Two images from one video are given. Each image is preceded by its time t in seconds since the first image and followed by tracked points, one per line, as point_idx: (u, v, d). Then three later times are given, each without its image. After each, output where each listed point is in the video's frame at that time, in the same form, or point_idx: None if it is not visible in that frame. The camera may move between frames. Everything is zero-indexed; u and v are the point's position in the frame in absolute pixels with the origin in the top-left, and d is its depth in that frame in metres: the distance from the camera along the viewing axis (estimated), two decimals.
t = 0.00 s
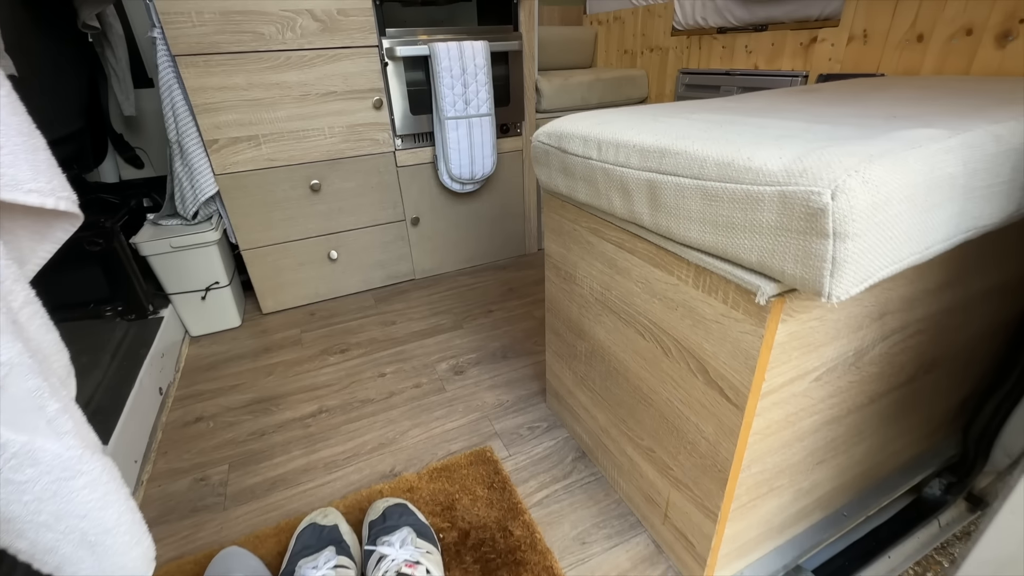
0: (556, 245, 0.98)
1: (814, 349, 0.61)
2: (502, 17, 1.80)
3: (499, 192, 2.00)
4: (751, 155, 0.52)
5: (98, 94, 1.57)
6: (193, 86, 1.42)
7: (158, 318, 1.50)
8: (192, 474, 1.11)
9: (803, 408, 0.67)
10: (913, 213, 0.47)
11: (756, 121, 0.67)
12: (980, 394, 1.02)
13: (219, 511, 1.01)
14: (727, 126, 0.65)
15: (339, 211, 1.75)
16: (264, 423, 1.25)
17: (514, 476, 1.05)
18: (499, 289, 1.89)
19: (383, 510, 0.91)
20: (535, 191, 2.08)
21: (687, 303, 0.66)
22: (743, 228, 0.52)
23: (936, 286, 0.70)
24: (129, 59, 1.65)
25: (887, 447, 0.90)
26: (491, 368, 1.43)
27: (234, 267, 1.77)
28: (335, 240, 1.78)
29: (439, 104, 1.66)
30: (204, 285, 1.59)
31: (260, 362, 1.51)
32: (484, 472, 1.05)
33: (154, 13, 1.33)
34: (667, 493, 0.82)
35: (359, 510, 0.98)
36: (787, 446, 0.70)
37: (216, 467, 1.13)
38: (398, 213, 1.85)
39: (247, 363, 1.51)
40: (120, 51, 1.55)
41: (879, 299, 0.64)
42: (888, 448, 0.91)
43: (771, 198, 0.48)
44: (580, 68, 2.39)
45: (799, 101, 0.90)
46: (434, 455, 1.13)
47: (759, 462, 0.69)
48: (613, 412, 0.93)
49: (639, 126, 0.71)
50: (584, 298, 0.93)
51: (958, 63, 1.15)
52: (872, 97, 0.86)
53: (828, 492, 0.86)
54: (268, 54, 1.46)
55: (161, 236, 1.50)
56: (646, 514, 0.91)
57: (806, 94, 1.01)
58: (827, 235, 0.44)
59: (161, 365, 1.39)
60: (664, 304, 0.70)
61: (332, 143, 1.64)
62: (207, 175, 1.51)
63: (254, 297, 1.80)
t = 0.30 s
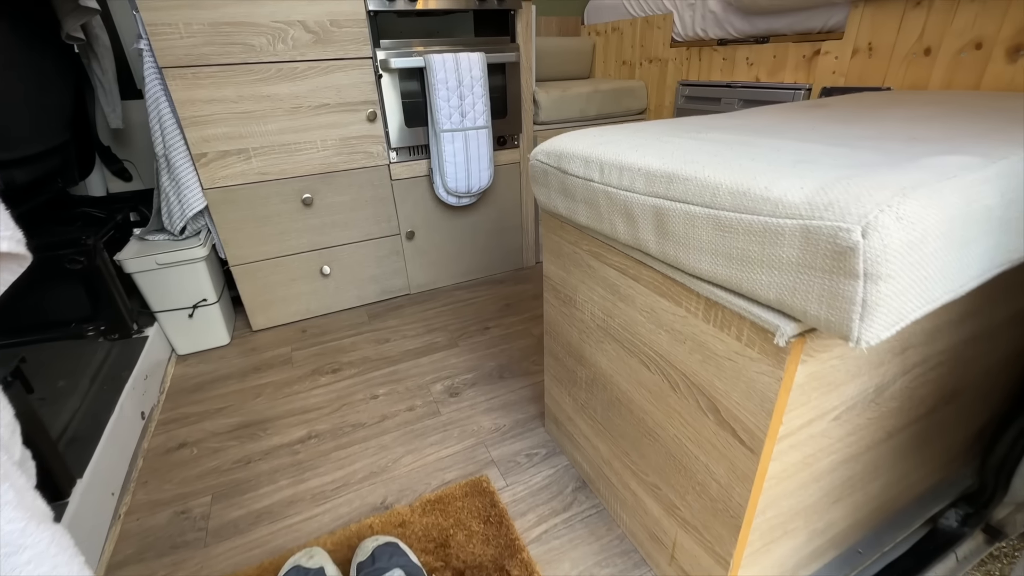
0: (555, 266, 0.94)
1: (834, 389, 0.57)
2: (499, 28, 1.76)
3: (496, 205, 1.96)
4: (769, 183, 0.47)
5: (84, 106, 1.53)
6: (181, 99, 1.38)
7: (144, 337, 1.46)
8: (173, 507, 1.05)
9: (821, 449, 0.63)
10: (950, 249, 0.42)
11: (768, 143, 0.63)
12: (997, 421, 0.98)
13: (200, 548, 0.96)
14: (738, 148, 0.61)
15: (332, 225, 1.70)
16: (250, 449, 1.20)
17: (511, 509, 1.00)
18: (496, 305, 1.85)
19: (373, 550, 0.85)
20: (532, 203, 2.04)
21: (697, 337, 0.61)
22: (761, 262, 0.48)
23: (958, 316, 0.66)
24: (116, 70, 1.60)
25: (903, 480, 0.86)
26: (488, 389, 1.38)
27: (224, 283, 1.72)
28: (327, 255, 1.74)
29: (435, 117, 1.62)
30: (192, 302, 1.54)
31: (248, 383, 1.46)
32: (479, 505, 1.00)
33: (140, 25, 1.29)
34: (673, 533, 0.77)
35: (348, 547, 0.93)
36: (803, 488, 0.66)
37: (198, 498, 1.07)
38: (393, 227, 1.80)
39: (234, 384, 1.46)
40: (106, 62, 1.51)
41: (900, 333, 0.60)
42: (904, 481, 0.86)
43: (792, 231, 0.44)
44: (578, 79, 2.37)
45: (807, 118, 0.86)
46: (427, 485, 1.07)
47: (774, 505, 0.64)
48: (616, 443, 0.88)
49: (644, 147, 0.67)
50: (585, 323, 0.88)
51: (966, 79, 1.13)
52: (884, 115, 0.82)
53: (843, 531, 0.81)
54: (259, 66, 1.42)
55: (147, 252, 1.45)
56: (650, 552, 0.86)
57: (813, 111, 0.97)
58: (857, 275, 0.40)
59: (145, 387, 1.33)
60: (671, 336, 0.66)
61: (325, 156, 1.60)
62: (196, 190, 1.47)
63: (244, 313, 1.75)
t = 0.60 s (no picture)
0: (553, 293, 0.90)
1: (856, 437, 0.53)
2: (495, 43, 1.74)
3: (492, 220, 1.92)
4: (787, 220, 0.44)
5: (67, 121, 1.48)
6: (167, 114, 1.34)
7: (126, 360, 1.40)
8: (150, 545, 0.99)
9: (840, 498, 0.58)
10: (991, 298, 0.38)
11: (780, 170, 0.59)
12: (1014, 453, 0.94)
13: None
14: (749, 176, 0.58)
15: (323, 242, 1.66)
16: (234, 481, 1.14)
17: (507, 547, 0.95)
18: (492, 323, 1.80)
19: None
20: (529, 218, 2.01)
21: (706, 379, 0.57)
22: (780, 307, 0.44)
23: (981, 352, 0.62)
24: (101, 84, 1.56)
25: (920, 520, 0.81)
26: (483, 414, 1.33)
27: (211, 301, 1.67)
28: (318, 272, 1.69)
29: (429, 132, 1.59)
30: (177, 323, 1.48)
31: (234, 407, 1.40)
32: (474, 543, 0.95)
33: (125, 39, 1.26)
34: None
35: None
36: (820, 539, 0.61)
37: (177, 535, 1.01)
38: (386, 243, 1.76)
39: (219, 408, 1.40)
40: (91, 77, 1.47)
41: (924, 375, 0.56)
42: (922, 521, 0.82)
43: (816, 275, 0.40)
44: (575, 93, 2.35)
45: (814, 141, 0.82)
46: (419, 520, 1.02)
47: (790, 559, 0.59)
48: (618, 481, 0.83)
49: (649, 173, 0.63)
50: (585, 354, 0.84)
51: (973, 99, 1.11)
52: (894, 138, 0.79)
53: None
54: (248, 81, 1.39)
55: (131, 271, 1.39)
56: None
57: (819, 131, 0.94)
58: (892, 329, 0.36)
59: (126, 413, 1.27)
60: (678, 375, 0.62)
61: (316, 172, 1.56)
62: (182, 207, 1.42)
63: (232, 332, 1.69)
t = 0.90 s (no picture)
0: (548, 325, 0.87)
1: (872, 497, 0.49)
2: (489, 61, 1.73)
3: (487, 239, 1.89)
4: (800, 274, 0.41)
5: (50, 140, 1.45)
6: (152, 134, 1.31)
7: (106, 386, 1.33)
8: None
9: (854, 557, 0.55)
10: None
11: (786, 209, 0.57)
12: None
13: None
14: (754, 216, 0.55)
15: (313, 262, 1.62)
16: (215, 516, 1.09)
17: None
18: (486, 344, 1.76)
19: None
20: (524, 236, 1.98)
21: (711, 431, 0.53)
22: (793, 366, 0.41)
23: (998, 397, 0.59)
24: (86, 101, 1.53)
25: (933, 565, 0.77)
26: (476, 442, 1.28)
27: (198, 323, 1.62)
28: (308, 292, 1.65)
29: (422, 151, 1.56)
30: (161, 346, 1.44)
31: (218, 434, 1.35)
32: None
33: (110, 58, 1.23)
34: None
35: None
36: None
37: None
38: (378, 262, 1.72)
39: (203, 435, 1.35)
40: (75, 95, 1.44)
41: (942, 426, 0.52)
42: (934, 565, 0.78)
43: (834, 338, 0.37)
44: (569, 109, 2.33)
45: (816, 170, 0.80)
46: (408, 560, 0.97)
47: None
48: (616, 525, 0.79)
49: (648, 209, 0.60)
50: (581, 390, 0.81)
51: (976, 122, 1.09)
52: (897, 169, 0.77)
53: None
54: (237, 101, 1.36)
55: (113, 294, 1.35)
56: None
57: (819, 158, 0.92)
58: (921, 404, 0.33)
59: (104, 444, 1.22)
60: (680, 423, 0.58)
61: (306, 191, 1.53)
62: (167, 228, 1.39)
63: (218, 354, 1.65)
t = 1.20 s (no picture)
0: (542, 363, 0.83)
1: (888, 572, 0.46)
2: (483, 82, 1.71)
3: (480, 260, 1.86)
4: (812, 342, 0.38)
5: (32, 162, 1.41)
6: (136, 157, 1.27)
7: (84, 417, 1.28)
8: None
9: None
10: None
11: (790, 256, 0.54)
12: None
13: None
14: (758, 266, 0.52)
15: (302, 285, 1.58)
16: (193, 559, 1.04)
17: None
18: (479, 368, 1.73)
19: None
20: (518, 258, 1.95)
21: (714, 495, 0.50)
22: (805, 442, 0.38)
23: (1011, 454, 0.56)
24: (70, 121, 1.50)
25: None
26: (468, 476, 1.24)
27: (182, 347, 1.58)
28: (297, 316, 1.61)
29: (414, 173, 1.54)
30: (142, 374, 1.39)
31: (201, 467, 1.30)
32: None
33: (94, 81, 1.20)
34: None
35: None
36: None
37: None
38: (369, 285, 1.69)
39: (184, 468, 1.30)
40: (59, 116, 1.40)
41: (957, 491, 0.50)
42: None
43: (850, 418, 0.34)
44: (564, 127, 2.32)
45: (816, 206, 0.78)
46: None
47: None
48: None
49: (646, 254, 0.57)
50: (577, 433, 0.77)
51: (975, 151, 1.08)
52: (898, 207, 0.75)
53: None
54: (225, 123, 1.33)
55: (93, 321, 1.30)
56: None
57: (818, 191, 0.90)
58: (952, 501, 0.30)
59: (80, 480, 1.16)
60: (681, 482, 0.55)
61: (296, 214, 1.50)
62: (151, 253, 1.35)
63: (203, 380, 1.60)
